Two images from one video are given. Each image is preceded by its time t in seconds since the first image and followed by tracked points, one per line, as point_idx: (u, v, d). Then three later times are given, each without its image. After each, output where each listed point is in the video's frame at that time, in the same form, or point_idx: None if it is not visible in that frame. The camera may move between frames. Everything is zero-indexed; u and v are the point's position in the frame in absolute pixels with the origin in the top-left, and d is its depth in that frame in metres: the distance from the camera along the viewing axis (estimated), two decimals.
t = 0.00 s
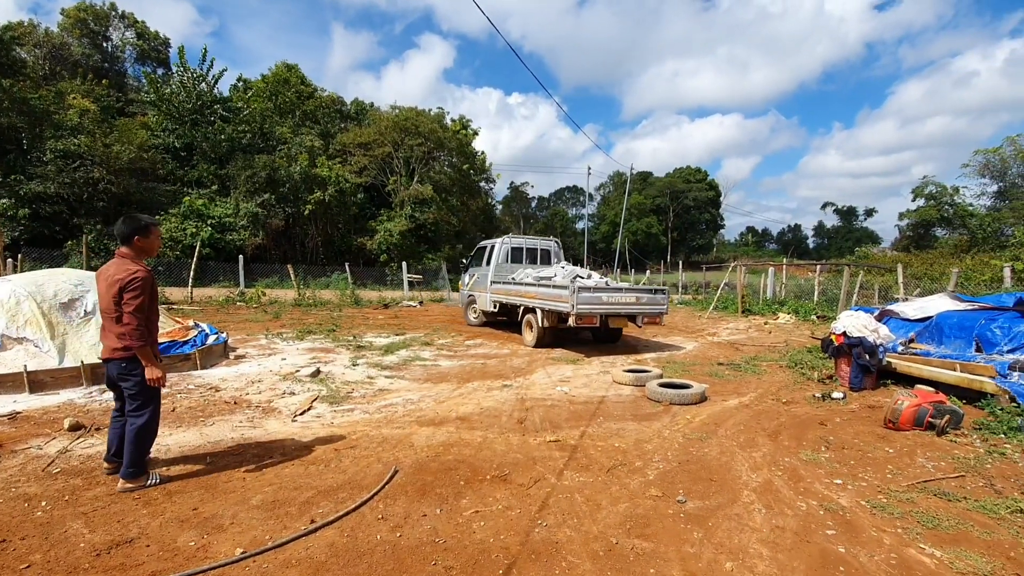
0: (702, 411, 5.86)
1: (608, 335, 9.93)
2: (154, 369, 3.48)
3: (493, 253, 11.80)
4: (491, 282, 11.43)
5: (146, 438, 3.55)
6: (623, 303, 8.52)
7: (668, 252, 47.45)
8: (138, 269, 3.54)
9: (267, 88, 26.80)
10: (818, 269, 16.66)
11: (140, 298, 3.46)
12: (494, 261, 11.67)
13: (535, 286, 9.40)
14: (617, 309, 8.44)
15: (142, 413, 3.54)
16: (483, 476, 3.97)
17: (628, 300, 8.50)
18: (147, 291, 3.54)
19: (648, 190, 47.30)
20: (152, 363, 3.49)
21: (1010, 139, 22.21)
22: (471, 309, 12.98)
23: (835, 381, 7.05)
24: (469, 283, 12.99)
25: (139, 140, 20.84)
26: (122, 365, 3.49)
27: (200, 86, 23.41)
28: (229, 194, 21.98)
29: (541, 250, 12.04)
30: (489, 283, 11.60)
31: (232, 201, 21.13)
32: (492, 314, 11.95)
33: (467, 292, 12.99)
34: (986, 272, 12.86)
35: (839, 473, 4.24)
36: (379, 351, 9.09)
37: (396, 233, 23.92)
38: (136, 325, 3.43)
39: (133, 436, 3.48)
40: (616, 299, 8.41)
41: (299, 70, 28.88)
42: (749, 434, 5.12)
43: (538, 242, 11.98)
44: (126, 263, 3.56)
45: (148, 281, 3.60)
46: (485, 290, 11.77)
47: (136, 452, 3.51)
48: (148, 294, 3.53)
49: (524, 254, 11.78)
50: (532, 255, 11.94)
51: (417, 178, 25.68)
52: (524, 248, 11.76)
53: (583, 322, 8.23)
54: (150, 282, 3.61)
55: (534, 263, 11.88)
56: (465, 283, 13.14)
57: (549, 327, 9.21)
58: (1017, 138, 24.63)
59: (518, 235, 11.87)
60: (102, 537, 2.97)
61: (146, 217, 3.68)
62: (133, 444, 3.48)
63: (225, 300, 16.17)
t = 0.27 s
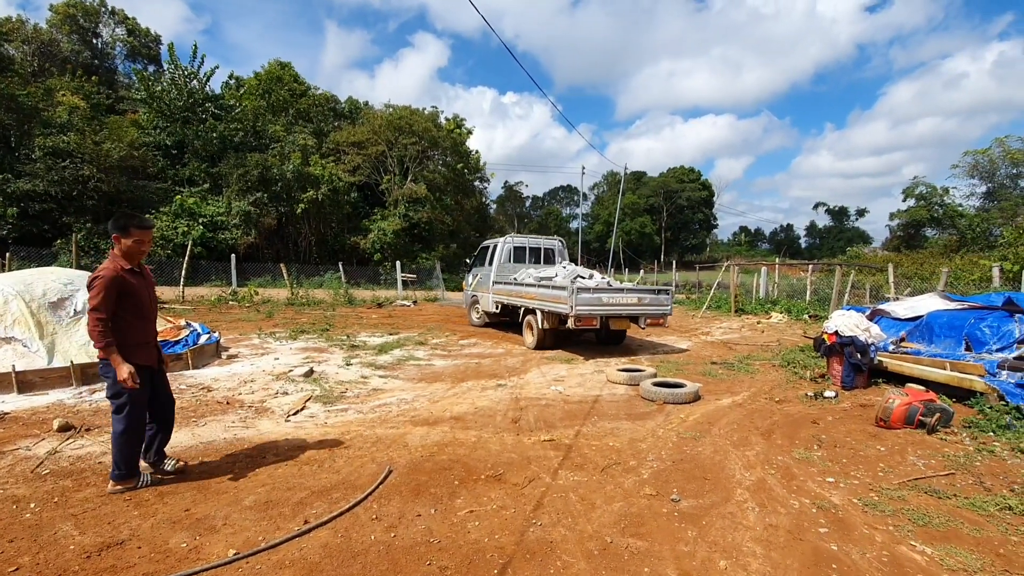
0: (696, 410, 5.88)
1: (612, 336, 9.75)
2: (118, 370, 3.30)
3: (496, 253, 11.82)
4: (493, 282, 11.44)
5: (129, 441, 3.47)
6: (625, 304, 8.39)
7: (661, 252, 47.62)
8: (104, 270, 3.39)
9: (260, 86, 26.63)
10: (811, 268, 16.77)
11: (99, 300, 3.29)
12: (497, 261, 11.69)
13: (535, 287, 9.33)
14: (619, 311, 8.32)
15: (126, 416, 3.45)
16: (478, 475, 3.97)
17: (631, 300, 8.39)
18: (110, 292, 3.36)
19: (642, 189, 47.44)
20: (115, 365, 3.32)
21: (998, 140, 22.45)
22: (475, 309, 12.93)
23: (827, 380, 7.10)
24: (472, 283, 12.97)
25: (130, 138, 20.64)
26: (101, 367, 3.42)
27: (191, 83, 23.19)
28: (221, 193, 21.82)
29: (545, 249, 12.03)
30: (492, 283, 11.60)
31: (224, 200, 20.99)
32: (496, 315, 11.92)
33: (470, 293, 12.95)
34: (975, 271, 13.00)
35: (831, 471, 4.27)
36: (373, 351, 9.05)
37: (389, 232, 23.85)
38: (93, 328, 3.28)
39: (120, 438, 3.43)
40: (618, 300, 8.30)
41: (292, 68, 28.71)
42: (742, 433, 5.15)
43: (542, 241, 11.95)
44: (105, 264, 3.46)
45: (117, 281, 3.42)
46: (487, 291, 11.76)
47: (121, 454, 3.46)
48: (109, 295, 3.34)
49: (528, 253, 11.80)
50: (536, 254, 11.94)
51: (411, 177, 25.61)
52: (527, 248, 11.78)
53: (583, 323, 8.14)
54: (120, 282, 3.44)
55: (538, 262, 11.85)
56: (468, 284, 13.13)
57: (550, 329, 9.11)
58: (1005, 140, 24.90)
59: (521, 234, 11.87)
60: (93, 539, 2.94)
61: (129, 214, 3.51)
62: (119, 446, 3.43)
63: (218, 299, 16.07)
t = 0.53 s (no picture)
0: (692, 410, 5.90)
1: (617, 338, 9.56)
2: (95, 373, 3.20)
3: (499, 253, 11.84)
4: (496, 283, 11.45)
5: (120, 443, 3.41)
6: (629, 306, 8.35)
7: (658, 252, 47.71)
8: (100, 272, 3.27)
9: (256, 85, 26.55)
10: (807, 269, 16.82)
11: (87, 302, 3.17)
12: (500, 261, 11.71)
13: (537, 288, 9.28)
14: (623, 313, 8.27)
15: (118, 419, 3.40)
16: (475, 475, 3.96)
17: (635, 302, 8.34)
18: (99, 294, 3.22)
19: (639, 190, 47.51)
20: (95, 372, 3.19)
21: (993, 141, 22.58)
22: (479, 310, 12.90)
23: (823, 381, 7.12)
24: (477, 284, 12.97)
25: (125, 136, 20.54)
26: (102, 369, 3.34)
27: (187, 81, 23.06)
28: (217, 191, 21.74)
29: (550, 248, 12.03)
30: (495, 283, 11.61)
31: (220, 199, 20.91)
32: (500, 315, 11.89)
33: (474, 293, 12.94)
34: (970, 272, 13.07)
35: (826, 471, 4.29)
36: (369, 351, 9.04)
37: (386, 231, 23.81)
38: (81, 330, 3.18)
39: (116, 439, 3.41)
40: (621, 303, 8.26)
41: (288, 66, 28.63)
42: (738, 433, 5.16)
43: (546, 241, 11.95)
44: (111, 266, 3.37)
45: (111, 283, 3.27)
46: (491, 291, 11.76)
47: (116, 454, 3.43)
48: (97, 297, 3.19)
49: (532, 253, 11.81)
50: (540, 254, 11.95)
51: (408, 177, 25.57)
52: (531, 247, 11.79)
53: (585, 326, 8.09)
54: (114, 285, 3.29)
55: (541, 262, 11.88)
56: (473, 284, 13.12)
57: (551, 331, 9.00)
58: (999, 141, 25.04)
59: (525, 234, 11.88)
60: (87, 539, 2.92)
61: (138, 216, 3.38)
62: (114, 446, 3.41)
63: (213, 298, 16.02)
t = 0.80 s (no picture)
0: (690, 410, 5.90)
1: (624, 339, 9.43)
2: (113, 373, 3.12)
3: (504, 251, 11.85)
4: (500, 282, 11.45)
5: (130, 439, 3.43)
6: (635, 307, 8.36)
7: (657, 252, 47.76)
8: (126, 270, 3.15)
9: (255, 83, 26.51)
10: (805, 269, 16.84)
11: (112, 301, 3.05)
12: (505, 260, 11.73)
13: (541, 289, 9.26)
14: (627, 315, 8.27)
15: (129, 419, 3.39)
16: (473, 474, 3.97)
17: (640, 304, 8.34)
18: (125, 294, 3.10)
19: (639, 189, 47.55)
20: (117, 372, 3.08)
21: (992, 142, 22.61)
22: (483, 309, 12.89)
23: (821, 381, 7.13)
24: (482, 283, 12.99)
25: (124, 134, 20.51)
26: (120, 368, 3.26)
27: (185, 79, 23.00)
28: (216, 190, 21.72)
29: (555, 247, 12.01)
30: (500, 283, 11.62)
31: (219, 197, 20.90)
32: (504, 315, 11.89)
33: (479, 293, 12.95)
34: (968, 273, 13.10)
35: (824, 471, 4.30)
36: (368, 349, 9.03)
37: (385, 230, 23.80)
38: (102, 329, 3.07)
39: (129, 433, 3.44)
40: (626, 304, 8.26)
41: (288, 65, 28.59)
42: (736, 433, 5.17)
43: (552, 240, 11.94)
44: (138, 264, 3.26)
45: (138, 283, 3.16)
46: (495, 291, 11.77)
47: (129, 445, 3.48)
48: (123, 297, 3.07)
49: (538, 252, 11.81)
50: (545, 253, 11.94)
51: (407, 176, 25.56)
52: (536, 246, 11.79)
53: (590, 327, 8.08)
54: (140, 284, 3.17)
55: (547, 261, 11.87)
56: (477, 284, 13.13)
57: (556, 332, 8.97)
58: (998, 142, 25.09)
59: (531, 232, 11.88)
60: (85, 537, 2.92)
61: (171, 215, 3.28)
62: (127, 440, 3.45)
63: (212, 296, 16.02)
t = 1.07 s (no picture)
0: (689, 409, 5.91)
1: (629, 339, 9.39)
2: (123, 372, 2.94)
3: (508, 251, 11.87)
4: (504, 282, 11.46)
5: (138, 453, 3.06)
6: (640, 307, 8.36)
7: (657, 252, 47.79)
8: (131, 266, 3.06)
9: (255, 81, 26.49)
10: (805, 269, 16.85)
11: (117, 298, 2.95)
12: (509, 259, 11.73)
13: (544, 289, 9.26)
14: (631, 315, 8.27)
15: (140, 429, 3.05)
16: (472, 473, 3.97)
17: (645, 304, 8.34)
18: (131, 290, 3.01)
19: (639, 189, 47.58)
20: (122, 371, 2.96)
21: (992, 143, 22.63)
22: (486, 309, 12.89)
23: (820, 381, 7.14)
24: (486, 283, 12.99)
25: (123, 132, 20.50)
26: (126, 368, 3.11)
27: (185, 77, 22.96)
28: (216, 188, 21.71)
29: (560, 247, 11.99)
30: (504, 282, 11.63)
31: (219, 195, 20.89)
32: (507, 315, 11.89)
33: (483, 292, 12.94)
34: (967, 273, 13.11)
35: (823, 471, 4.30)
36: (368, 348, 9.04)
37: (385, 229, 23.80)
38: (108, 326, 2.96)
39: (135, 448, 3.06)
40: (630, 304, 8.26)
41: (288, 63, 28.58)
42: (735, 432, 5.17)
43: (556, 239, 11.93)
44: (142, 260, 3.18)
45: (143, 279, 3.07)
46: (499, 290, 11.78)
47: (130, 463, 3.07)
48: (127, 293, 2.98)
49: (542, 251, 11.79)
50: (550, 252, 11.93)
51: (407, 174, 25.55)
52: (541, 245, 11.78)
53: (592, 328, 8.08)
54: (146, 280, 3.09)
55: (551, 261, 11.87)
56: (481, 283, 13.14)
57: (559, 332, 8.96)
58: (998, 143, 25.10)
59: (535, 231, 11.88)
60: (83, 535, 2.92)
61: (176, 211, 3.23)
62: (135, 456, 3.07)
63: (212, 294, 16.02)
